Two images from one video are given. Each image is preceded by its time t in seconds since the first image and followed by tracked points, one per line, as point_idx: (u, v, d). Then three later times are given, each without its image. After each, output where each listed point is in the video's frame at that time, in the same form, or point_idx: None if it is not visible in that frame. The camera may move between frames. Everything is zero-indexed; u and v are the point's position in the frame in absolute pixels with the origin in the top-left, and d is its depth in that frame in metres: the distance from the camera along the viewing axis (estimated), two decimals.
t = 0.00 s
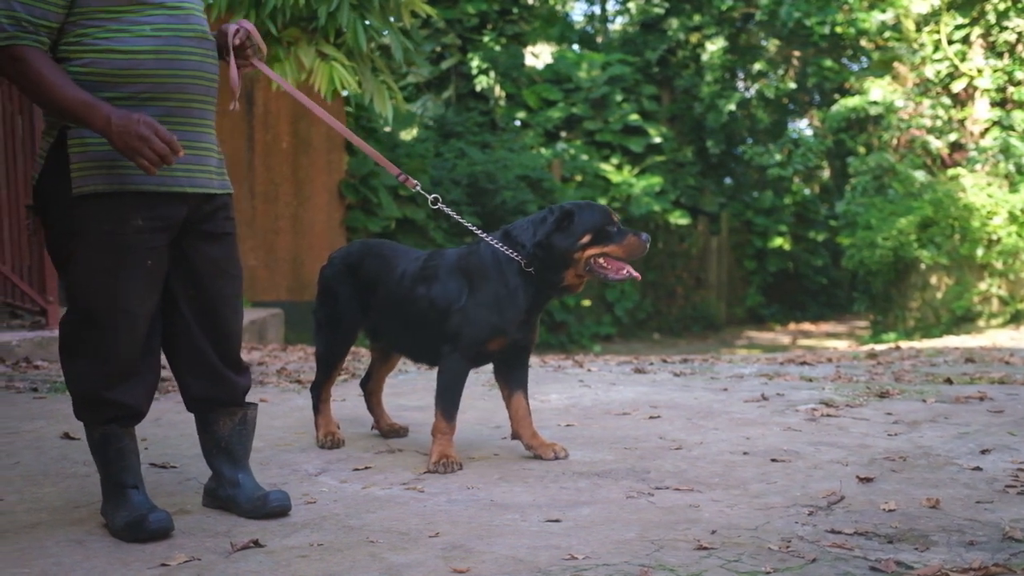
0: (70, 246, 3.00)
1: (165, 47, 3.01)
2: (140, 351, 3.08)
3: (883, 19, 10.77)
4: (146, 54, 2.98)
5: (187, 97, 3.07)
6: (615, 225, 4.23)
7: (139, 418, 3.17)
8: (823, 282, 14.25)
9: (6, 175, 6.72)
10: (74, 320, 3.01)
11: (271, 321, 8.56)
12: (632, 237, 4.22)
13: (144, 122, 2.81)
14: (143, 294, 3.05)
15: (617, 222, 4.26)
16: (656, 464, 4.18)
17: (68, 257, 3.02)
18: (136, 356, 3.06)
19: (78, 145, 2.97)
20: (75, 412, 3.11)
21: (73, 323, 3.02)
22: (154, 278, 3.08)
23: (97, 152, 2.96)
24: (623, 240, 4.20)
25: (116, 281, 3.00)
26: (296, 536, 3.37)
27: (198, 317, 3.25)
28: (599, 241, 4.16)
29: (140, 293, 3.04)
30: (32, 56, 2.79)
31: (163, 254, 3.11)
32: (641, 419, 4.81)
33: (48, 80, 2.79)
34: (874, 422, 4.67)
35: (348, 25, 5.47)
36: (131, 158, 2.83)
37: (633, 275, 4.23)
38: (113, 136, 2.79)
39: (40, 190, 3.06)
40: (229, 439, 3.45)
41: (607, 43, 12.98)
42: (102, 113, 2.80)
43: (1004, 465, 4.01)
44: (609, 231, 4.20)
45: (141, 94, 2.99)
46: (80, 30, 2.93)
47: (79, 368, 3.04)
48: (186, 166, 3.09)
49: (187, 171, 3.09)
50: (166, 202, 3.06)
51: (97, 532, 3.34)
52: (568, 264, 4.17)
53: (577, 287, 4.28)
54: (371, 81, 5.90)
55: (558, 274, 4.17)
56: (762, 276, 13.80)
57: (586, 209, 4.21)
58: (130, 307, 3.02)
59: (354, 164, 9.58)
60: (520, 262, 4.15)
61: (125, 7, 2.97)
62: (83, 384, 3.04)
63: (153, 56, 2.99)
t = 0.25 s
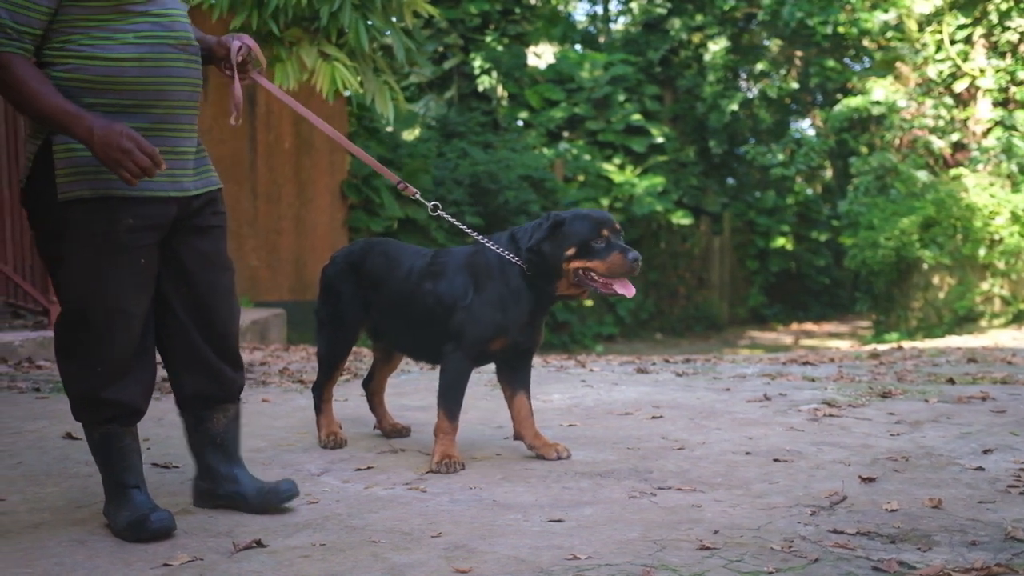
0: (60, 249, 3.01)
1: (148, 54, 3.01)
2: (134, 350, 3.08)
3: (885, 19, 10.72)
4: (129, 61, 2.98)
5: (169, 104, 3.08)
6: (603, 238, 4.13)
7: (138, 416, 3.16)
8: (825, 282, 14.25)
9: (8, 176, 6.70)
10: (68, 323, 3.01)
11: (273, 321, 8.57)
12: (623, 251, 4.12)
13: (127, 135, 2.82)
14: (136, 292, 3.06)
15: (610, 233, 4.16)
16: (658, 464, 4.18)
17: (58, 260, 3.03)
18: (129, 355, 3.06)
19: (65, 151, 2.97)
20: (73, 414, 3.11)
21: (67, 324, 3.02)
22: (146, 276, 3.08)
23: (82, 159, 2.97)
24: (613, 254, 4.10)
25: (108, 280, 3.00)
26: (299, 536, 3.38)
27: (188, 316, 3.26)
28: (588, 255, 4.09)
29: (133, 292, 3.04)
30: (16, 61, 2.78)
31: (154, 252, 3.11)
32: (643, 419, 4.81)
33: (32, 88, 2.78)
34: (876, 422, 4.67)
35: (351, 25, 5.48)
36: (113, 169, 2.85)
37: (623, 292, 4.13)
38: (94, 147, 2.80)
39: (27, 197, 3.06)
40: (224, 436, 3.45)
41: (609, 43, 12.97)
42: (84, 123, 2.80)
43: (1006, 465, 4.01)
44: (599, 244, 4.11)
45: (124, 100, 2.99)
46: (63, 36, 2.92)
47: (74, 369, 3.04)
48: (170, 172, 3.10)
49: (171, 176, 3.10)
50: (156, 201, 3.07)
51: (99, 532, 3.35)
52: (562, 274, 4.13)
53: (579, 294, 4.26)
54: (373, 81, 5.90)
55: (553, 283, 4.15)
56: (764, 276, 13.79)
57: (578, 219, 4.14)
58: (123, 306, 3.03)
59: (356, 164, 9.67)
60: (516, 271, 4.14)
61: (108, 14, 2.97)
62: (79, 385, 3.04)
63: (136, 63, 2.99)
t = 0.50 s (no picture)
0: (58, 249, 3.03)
1: (138, 46, 3.01)
2: (132, 348, 3.06)
3: (887, 19, 10.68)
4: (118, 55, 2.98)
5: (161, 96, 3.07)
6: (556, 255, 4.04)
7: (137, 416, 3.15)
8: (827, 282, 14.26)
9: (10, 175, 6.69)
10: (67, 321, 3.02)
11: (275, 321, 8.57)
12: (573, 272, 3.99)
13: (102, 123, 2.81)
14: (133, 289, 3.04)
15: (570, 251, 4.05)
16: (660, 464, 4.18)
17: (57, 260, 3.05)
18: (127, 353, 3.05)
19: (59, 149, 2.98)
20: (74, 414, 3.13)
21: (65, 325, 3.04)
22: (143, 273, 3.07)
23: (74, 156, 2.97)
24: (563, 274, 3.99)
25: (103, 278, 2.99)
26: (300, 537, 3.39)
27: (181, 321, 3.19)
28: (541, 272, 4.03)
29: (130, 289, 3.03)
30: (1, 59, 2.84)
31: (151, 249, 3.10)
32: (645, 419, 4.81)
33: (13, 82, 2.82)
34: (878, 422, 4.67)
35: (352, 25, 5.48)
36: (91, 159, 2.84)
37: (571, 314, 4.03)
38: (72, 137, 2.81)
39: (28, 200, 3.09)
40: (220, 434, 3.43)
41: (612, 43, 13.08)
42: (62, 115, 2.82)
43: (1008, 465, 4.01)
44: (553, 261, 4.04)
45: (114, 94, 3.00)
46: (51, 33, 2.95)
47: (71, 368, 3.05)
48: (165, 164, 3.07)
49: (166, 169, 3.07)
50: (151, 199, 3.04)
51: (101, 532, 3.35)
52: (529, 287, 4.09)
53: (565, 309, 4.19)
54: (375, 81, 5.89)
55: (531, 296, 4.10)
56: (765, 276, 13.77)
57: (546, 234, 4.08)
58: (118, 303, 3.01)
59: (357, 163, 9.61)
60: (491, 282, 4.13)
61: (96, 8, 2.98)
62: (76, 384, 3.05)
63: (126, 57, 2.99)
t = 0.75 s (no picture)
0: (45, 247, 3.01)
1: (133, 47, 3.03)
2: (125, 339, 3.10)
3: (888, 19, 10.71)
4: (114, 53, 3.00)
5: (153, 97, 3.09)
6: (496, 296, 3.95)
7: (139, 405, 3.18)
8: (829, 282, 14.27)
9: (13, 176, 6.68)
10: (60, 318, 3.03)
11: (277, 321, 8.58)
12: (499, 320, 3.87)
13: (83, 116, 2.81)
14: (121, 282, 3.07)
15: (508, 295, 3.92)
16: (662, 464, 4.18)
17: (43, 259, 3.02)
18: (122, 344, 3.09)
19: (47, 143, 2.99)
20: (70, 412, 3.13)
21: (57, 321, 3.04)
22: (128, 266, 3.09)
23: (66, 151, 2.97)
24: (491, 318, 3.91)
25: (94, 273, 3.01)
26: (302, 537, 3.39)
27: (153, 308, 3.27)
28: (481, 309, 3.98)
29: (120, 283, 3.06)
30: None
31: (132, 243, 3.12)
32: (647, 419, 4.81)
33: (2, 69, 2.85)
34: (880, 422, 4.67)
35: (352, 24, 5.47)
36: (70, 150, 2.84)
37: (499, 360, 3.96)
38: (54, 127, 2.82)
39: (14, 199, 3.06)
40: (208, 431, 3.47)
41: (612, 43, 13.04)
42: (46, 105, 2.83)
43: (1010, 465, 4.01)
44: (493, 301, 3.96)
45: (105, 91, 3.01)
46: (50, 26, 2.96)
47: (66, 364, 3.06)
48: (148, 164, 3.09)
49: (150, 170, 3.09)
50: (136, 194, 3.06)
51: (102, 532, 3.35)
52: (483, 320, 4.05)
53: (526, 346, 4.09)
54: (376, 81, 5.89)
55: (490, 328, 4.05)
56: (767, 276, 13.76)
57: (497, 272, 3.99)
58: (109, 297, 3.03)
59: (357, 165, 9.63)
60: (457, 306, 4.14)
61: (95, 5, 3.00)
62: (72, 381, 3.06)
63: (120, 56, 3.01)
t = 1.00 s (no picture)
0: (43, 242, 3.01)
1: (127, 47, 3.00)
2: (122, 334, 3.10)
3: (890, 19, 10.73)
4: (108, 53, 2.97)
5: (148, 98, 3.07)
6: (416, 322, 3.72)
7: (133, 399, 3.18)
8: (830, 282, 14.20)
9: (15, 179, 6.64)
10: (56, 313, 3.01)
11: (278, 321, 8.59)
12: (411, 348, 3.63)
13: (75, 113, 2.81)
14: (116, 276, 3.06)
15: (425, 323, 3.68)
16: (663, 464, 4.18)
17: (40, 254, 3.02)
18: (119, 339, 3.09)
19: (43, 141, 2.98)
20: (63, 407, 3.10)
21: (53, 316, 3.02)
22: (126, 261, 3.10)
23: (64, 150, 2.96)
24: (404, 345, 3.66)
25: (90, 266, 3.00)
26: (303, 537, 3.40)
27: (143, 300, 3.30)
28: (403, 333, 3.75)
29: (117, 278, 3.06)
30: None
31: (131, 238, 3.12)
32: (648, 419, 4.81)
33: None
34: (881, 422, 4.67)
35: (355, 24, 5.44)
36: (61, 147, 2.85)
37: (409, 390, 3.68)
38: (45, 125, 2.82)
39: (15, 194, 3.06)
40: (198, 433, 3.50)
41: (615, 43, 13.21)
42: (37, 101, 2.82)
43: (1012, 465, 4.01)
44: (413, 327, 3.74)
45: (100, 91, 2.99)
46: (43, 25, 2.93)
47: (62, 357, 3.04)
48: (142, 162, 3.08)
49: (146, 168, 3.09)
50: (132, 193, 3.07)
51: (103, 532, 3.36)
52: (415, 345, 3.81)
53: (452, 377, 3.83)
54: (378, 81, 5.85)
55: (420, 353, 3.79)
56: (768, 276, 13.73)
57: (422, 300, 3.77)
58: (105, 290, 3.03)
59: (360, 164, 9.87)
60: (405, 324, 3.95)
61: (87, 4, 2.96)
62: (68, 374, 3.04)
63: (115, 56, 2.98)
